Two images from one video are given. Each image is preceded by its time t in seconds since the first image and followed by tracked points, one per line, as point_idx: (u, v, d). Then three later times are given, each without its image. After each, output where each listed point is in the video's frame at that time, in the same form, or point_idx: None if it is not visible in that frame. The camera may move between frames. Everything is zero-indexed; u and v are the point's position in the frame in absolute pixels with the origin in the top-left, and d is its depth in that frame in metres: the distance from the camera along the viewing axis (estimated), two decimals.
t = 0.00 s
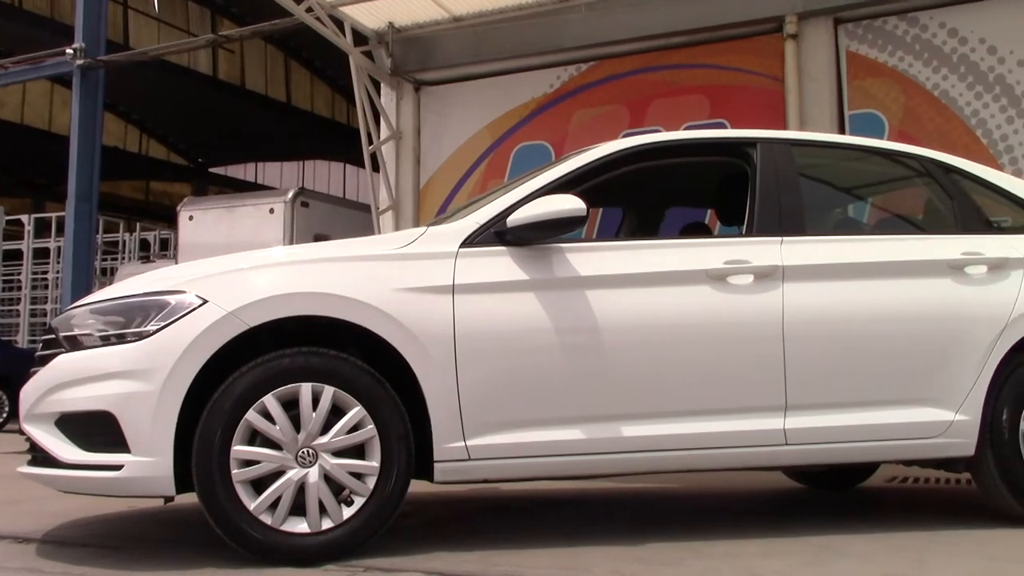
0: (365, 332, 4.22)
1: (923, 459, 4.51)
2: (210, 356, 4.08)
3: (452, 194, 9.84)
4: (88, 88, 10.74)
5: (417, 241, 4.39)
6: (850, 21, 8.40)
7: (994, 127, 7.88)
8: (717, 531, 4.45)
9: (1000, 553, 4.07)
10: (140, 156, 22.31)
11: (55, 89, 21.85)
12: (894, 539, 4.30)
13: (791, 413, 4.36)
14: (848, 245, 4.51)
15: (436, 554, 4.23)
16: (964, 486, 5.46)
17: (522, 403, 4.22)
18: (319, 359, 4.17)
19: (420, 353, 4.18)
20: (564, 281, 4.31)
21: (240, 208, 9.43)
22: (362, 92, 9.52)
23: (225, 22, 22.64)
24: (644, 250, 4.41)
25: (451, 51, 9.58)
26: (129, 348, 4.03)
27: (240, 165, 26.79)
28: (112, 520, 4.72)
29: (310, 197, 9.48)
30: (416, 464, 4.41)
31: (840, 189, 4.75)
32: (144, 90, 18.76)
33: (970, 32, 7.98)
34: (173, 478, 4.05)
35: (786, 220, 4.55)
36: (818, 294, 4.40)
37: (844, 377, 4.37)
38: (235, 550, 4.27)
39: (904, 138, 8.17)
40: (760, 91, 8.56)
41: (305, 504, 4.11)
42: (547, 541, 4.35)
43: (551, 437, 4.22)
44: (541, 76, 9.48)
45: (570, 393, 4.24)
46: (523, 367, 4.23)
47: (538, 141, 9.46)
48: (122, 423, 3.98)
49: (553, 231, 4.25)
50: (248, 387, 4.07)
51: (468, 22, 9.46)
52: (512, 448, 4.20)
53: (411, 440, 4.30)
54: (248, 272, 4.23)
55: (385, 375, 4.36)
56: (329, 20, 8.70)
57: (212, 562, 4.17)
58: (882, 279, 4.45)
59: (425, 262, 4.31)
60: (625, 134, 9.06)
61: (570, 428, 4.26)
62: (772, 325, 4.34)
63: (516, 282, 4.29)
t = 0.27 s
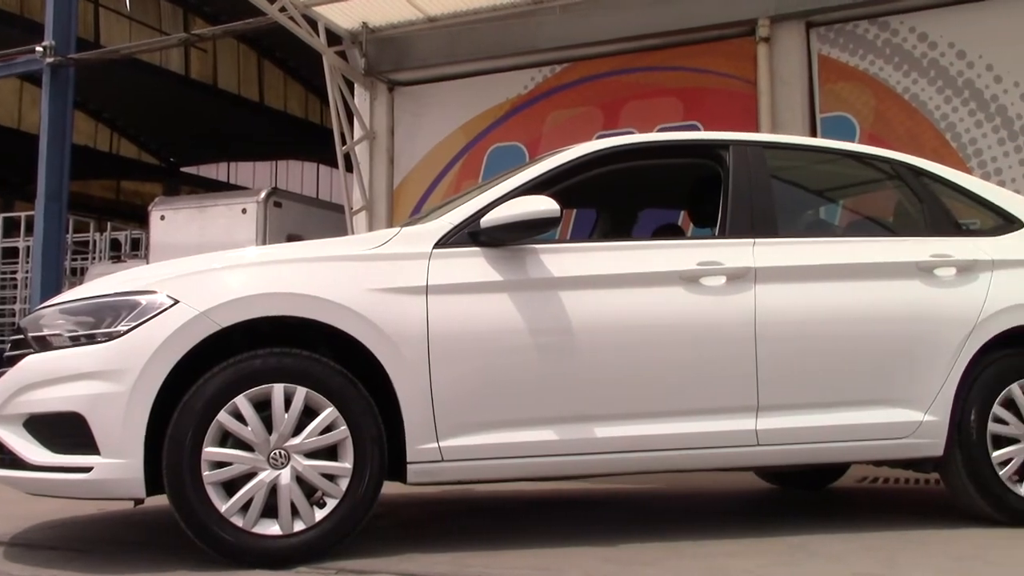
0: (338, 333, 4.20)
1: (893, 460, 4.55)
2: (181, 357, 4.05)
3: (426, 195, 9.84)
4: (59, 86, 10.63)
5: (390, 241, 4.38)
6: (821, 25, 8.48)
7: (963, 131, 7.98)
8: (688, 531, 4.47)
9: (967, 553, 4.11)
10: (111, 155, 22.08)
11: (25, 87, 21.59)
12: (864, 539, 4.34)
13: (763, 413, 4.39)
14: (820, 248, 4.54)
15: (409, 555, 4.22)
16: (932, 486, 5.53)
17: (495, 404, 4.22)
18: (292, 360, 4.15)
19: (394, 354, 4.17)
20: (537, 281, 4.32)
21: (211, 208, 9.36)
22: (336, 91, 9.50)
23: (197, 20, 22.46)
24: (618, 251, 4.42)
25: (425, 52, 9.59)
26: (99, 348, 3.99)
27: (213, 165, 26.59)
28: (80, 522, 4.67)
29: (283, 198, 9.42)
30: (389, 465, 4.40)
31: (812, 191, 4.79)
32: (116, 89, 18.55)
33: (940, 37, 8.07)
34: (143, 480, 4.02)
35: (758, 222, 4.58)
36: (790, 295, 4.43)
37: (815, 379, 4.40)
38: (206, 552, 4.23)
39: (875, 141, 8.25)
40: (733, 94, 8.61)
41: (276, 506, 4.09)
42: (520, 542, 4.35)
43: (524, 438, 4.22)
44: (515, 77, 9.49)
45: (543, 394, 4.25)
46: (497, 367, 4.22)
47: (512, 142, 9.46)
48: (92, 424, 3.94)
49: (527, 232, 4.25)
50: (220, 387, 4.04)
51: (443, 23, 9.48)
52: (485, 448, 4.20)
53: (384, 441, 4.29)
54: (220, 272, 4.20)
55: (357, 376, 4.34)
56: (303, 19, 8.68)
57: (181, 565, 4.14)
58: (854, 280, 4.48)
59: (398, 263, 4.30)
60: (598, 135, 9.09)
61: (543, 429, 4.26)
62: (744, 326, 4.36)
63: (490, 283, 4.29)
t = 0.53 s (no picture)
0: (316, 332, 4.19)
1: (868, 459, 4.58)
2: (157, 356, 4.02)
3: (404, 195, 9.84)
4: (34, 84, 10.55)
5: (369, 241, 4.37)
6: (799, 27, 8.53)
7: (938, 133, 8.05)
8: (665, 531, 4.48)
9: (941, 551, 4.14)
10: (88, 154, 21.89)
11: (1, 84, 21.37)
12: (841, 538, 4.36)
13: (739, 413, 4.41)
14: (796, 249, 4.56)
15: (387, 555, 4.21)
16: (907, 485, 5.58)
17: (473, 403, 4.22)
18: (269, 360, 4.13)
19: (372, 353, 4.16)
20: (515, 281, 4.32)
21: (188, 207, 9.30)
22: (314, 91, 9.47)
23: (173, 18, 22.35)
24: (597, 251, 4.42)
25: (404, 51, 9.56)
26: (74, 347, 3.97)
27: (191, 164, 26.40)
28: (55, 523, 4.63)
29: (261, 197, 9.38)
30: (367, 464, 4.39)
31: (789, 192, 4.81)
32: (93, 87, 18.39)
33: (916, 40, 8.13)
34: (118, 481, 3.99)
35: (735, 223, 4.60)
36: (766, 295, 4.45)
37: (791, 379, 4.43)
38: (182, 553, 4.21)
39: (851, 143, 8.30)
40: (712, 96, 8.65)
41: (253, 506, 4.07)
42: (498, 542, 4.35)
43: (502, 437, 4.22)
44: (495, 77, 9.49)
45: (521, 394, 4.25)
46: (475, 367, 4.22)
47: (490, 142, 9.47)
48: (66, 424, 3.91)
49: (505, 232, 4.25)
50: (196, 387, 4.02)
51: (422, 22, 9.46)
52: (462, 448, 4.20)
53: (361, 441, 4.28)
54: (197, 271, 4.18)
55: (335, 376, 4.33)
56: (280, 18, 8.64)
57: (157, 565, 4.13)
58: (830, 281, 4.51)
59: (376, 263, 4.29)
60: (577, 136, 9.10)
61: (521, 429, 4.26)
62: (721, 326, 4.38)
63: (467, 283, 4.29)
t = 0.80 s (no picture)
0: (285, 332, 4.17)
1: (836, 457, 4.62)
2: (123, 355, 3.99)
3: (374, 193, 9.82)
4: None
5: (338, 240, 4.36)
6: (768, 29, 8.59)
7: (904, 134, 8.14)
8: (634, 530, 4.50)
9: (907, 549, 4.18)
10: (56, 150, 21.58)
11: None
12: (808, 536, 4.40)
13: (706, 412, 4.43)
14: (764, 250, 4.59)
15: (356, 555, 4.20)
16: (872, 483, 5.64)
17: (442, 402, 4.22)
18: (237, 359, 4.11)
19: (341, 353, 4.14)
20: (485, 280, 4.32)
21: (156, 205, 9.21)
22: (284, 88, 9.43)
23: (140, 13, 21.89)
24: (567, 251, 4.43)
25: (375, 49, 9.56)
26: (38, 347, 3.92)
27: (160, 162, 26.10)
28: (18, 525, 4.58)
29: (229, 195, 9.30)
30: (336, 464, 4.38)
31: (757, 193, 4.84)
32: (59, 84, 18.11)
33: (883, 42, 8.21)
34: (83, 481, 3.95)
35: (704, 223, 4.63)
36: (735, 295, 4.48)
37: (758, 378, 4.46)
38: (148, 554, 4.18)
39: (820, 144, 8.37)
40: (682, 96, 8.69)
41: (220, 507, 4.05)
42: (468, 541, 4.36)
43: (471, 437, 4.22)
44: (466, 75, 9.48)
45: (490, 394, 4.25)
46: (444, 367, 4.22)
47: (461, 141, 9.46)
48: (30, 424, 3.86)
49: (475, 231, 4.25)
50: (163, 386, 3.99)
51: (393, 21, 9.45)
52: (431, 448, 4.19)
53: (330, 441, 4.26)
54: (163, 269, 4.14)
55: (304, 375, 4.32)
56: (250, 15, 8.59)
57: (122, 566, 4.09)
58: (797, 282, 4.55)
59: (344, 262, 4.27)
60: (548, 135, 9.12)
61: (490, 428, 4.26)
62: (689, 326, 4.40)
63: (437, 282, 4.28)
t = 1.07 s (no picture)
0: (253, 331, 4.15)
1: (803, 456, 4.66)
2: (88, 354, 3.95)
3: (343, 191, 9.79)
4: None
5: (307, 239, 4.33)
6: (737, 30, 8.65)
7: (871, 136, 8.22)
8: (603, 530, 4.51)
9: (872, 547, 4.22)
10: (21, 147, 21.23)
11: None
12: (776, 535, 4.43)
13: (675, 412, 4.45)
14: (732, 251, 4.61)
15: (324, 555, 4.19)
16: (838, 482, 5.70)
17: (411, 402, 4.21)
18: (204, 358, 4.07)
19: (309, 352, 4.12)
20: (454, 280, 4.31)
21: (122, 203, 9.11)
22: (252, 86, 9.38)
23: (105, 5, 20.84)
24: (537, 251, 4.44)
25: (345, 48, 9.55)
26: (2, 346, 3.87)
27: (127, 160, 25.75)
28: None
29: (197, 194, 9.22)
30: (304, 464, 4.36)
31: (726, 194, 4.87)
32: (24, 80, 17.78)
33: (851, 45, 8.29)
34: (47, 482, 3.91)
35: (673, 223, 4.65)
36: (703, 295, 4.50)
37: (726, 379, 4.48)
38: (113, 555, 4.14)
39: (788, 145, 8.44)
40: (653, 97, 8.73)
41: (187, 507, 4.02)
42: (437, 541, 4.35)
43: (440, 437, 4.22)
44: (437, 74, 9.47)
45: (459, 393, 4.25)
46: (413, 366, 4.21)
47: (431, 140, 9.44)
48: None
49: (445, 230, 4.24)
50: (129, 386, 3.95)
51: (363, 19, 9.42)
52: (399, 448, 4.19)
53: (298, 441, 4.24)
54: (129, 268, 4.10)
55: (271, 375, 4.29)
56: (219, 12, 8.53)
57: (87, 566, 4.06)
58: (766, 284, 4.58)
59: (312, 262, 4.25)
60: (519, 135, 9.12)
61: (460, 428, 4.26)
62: (658, 326, 4.42)
63: (406, 282, 4.27)
